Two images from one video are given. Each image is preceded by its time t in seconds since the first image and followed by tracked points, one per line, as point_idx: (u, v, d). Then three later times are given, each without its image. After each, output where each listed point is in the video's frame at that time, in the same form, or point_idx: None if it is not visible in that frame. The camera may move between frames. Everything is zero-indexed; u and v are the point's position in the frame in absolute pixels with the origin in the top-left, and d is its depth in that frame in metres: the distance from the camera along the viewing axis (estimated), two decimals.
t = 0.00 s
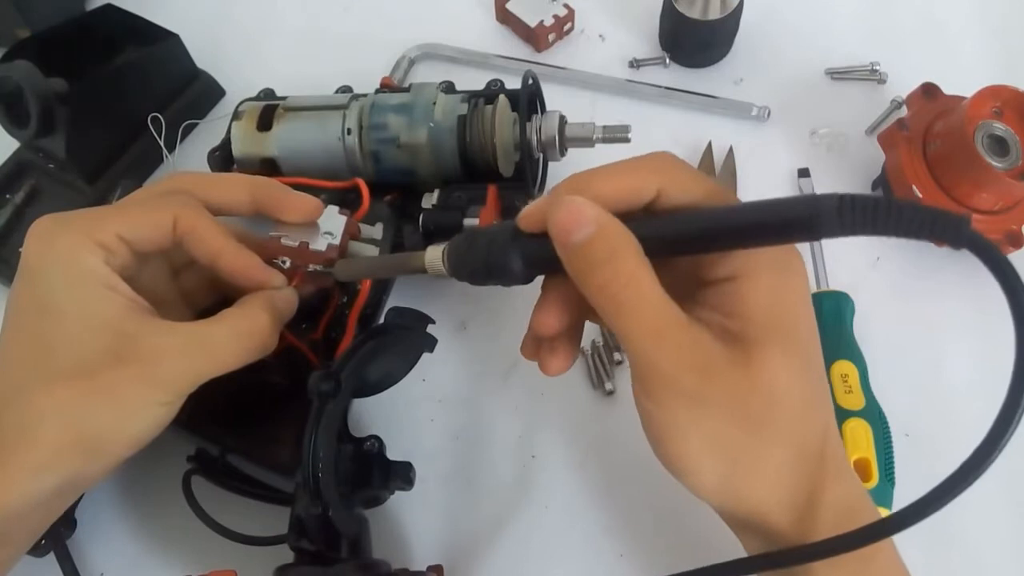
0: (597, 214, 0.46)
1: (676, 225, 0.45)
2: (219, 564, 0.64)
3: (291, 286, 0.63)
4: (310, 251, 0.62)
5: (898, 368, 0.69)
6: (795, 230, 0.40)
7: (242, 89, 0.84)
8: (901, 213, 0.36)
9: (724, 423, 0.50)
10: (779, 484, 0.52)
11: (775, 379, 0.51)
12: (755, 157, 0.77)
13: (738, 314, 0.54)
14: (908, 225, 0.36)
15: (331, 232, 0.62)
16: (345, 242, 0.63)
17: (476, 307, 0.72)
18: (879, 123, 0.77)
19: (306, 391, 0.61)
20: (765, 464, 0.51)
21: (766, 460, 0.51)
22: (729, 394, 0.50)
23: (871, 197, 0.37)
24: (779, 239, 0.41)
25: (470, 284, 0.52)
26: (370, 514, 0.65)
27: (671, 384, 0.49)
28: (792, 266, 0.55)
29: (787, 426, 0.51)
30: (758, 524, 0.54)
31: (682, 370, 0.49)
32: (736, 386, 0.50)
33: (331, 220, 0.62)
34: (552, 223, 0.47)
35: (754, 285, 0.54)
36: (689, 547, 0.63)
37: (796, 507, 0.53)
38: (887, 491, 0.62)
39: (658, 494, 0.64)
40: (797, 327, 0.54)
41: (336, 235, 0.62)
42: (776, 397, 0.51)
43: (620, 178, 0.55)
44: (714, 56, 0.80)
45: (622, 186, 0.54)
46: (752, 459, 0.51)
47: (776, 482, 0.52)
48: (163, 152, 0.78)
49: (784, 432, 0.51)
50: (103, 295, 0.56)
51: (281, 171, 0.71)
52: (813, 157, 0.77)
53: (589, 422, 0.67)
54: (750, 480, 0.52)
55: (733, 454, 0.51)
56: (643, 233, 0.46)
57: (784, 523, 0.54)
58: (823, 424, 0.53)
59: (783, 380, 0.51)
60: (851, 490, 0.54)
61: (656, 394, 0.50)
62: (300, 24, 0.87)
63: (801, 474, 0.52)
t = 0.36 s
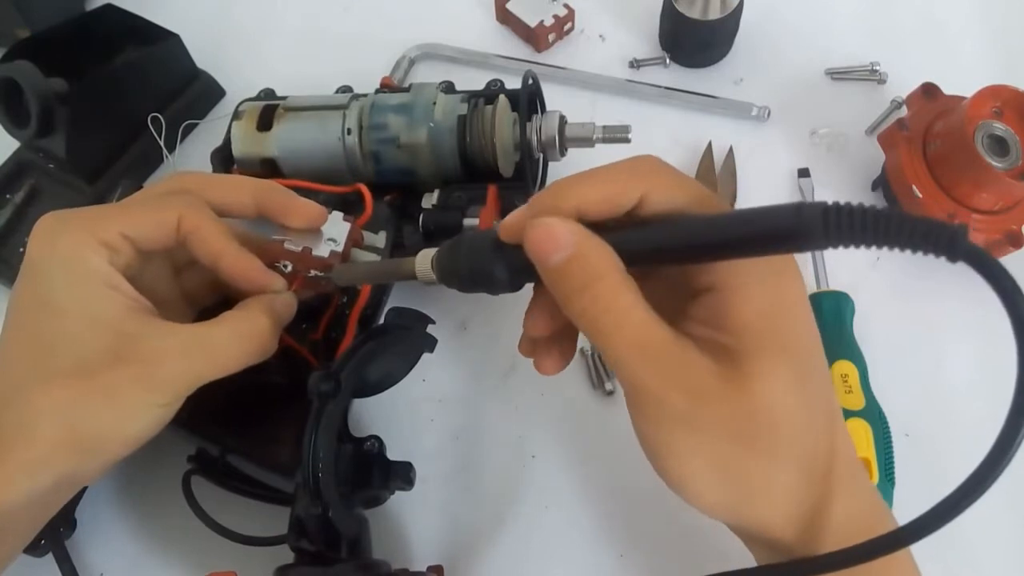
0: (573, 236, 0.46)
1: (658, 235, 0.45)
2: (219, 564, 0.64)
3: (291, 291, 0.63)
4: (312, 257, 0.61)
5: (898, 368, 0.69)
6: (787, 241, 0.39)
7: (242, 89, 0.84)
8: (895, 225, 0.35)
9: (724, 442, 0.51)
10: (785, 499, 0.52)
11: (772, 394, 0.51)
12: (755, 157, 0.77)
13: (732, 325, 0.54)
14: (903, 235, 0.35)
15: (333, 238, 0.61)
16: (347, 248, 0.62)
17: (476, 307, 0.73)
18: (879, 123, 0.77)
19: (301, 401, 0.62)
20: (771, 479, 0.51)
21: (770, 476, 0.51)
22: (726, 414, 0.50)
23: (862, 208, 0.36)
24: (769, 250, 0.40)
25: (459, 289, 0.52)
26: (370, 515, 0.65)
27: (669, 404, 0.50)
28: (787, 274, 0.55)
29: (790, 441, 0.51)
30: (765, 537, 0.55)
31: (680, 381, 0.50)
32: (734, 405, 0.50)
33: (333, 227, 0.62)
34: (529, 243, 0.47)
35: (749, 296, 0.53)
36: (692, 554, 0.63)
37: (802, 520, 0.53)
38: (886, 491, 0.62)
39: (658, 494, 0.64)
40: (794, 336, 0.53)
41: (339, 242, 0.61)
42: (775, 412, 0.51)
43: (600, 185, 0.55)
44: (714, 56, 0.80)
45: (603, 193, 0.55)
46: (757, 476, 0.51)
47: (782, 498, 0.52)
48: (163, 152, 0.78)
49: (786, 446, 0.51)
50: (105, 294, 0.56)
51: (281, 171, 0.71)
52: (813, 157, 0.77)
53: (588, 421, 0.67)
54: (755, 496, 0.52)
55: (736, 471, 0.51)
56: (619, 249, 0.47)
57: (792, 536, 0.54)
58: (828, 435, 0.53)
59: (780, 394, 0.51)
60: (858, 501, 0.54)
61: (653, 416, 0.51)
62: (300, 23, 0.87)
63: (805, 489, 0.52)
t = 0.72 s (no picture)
0: (604, 219, 0.47)
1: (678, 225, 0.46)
2: (219, 564, 0.64)
3: (291, 292, 0.63)
4: (311, 258, 0.61)
5: (898, 368, 0.69)
6: (802, 236, 0.39)
7: (242, 89, 0.84)
8: (913, 221, 0.35)
9: (737, 438, 0.50)
10: (793, 496, 0.52)
11: (786, 390, 0.51)
12: (755, 157, 0.77)
13: (748, 320, 0.53)
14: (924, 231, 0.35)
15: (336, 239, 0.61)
16: (348, 249, 0.62)
17: (476, 306, 0.73)
18: (879, 123, 0.77)
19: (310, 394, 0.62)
20: (779, 477, 0.51)
21: (779, 473, 0.51)
22: (742, 408, 0.50)
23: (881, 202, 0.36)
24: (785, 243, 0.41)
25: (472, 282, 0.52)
26: (370, 515, 0.65)
27: (684, 398, 0.49)
28: (805, 270, 0.54)
29: (800, 438, 0.51)
30: (769, 535, 0.55)
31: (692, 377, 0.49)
32: (748, 400, 0.50)
33: (333, 228, 0.62)
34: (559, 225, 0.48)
35: (766, 292, 0.53)
36: (695, 553, 0.63)
37: (809, 518, 0.53)
38: (886, 491, 0.62)
39: (658, 494, 0.65)
40: (808, 334, 0.53)
41: (339, 243, 0.61)
42: (788, 408, 0.51)
43: (631, 176, 0.56)
44: (714, 56, 0.80)
45: (631, 185, 0.55)
46: (766, 473, 0.51)
47: (790, 495, 0.52)
48: (163, 152, 0.78)
49: (797, 443, 0.51)
50: (105, 295, 0.56)
51: (281, 171, 0.71)
52: (813, 157, 0.77)
53: (588, 421, 0.67)
54: (764, 494, 0.51)
55: (746, 468, 0.51)
56: (650, 235, 0.47)
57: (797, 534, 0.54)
58: (837, 433, 0.53)
59: (795, 390, 0.51)
60: (864, 500, 0.54)
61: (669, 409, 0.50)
62: (299, 23, 0.87)
63: (813, 486, 0.53)
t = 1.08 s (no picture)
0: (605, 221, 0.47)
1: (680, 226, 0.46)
2: (219, 564, 0.64)
3: (291, 292, 0.63)
4: (311, 258, 0.61)
5: (899, 368, 0.69)
6: (807, 239, 0.39)
7: (242, 89, 0.84)
8: (920, 226, 0.36)
9: (738, 441, 0.50)
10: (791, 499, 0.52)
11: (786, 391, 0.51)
12: (755, 157, 0.77)
13: (745, 325, 0.54)
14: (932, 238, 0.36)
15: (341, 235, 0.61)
16: (347, 249, 0.62)
17: (476, 306, 0.73)
18: (879, 123, 0.77)
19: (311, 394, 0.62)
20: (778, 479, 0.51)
21: (778, 475, 0.51)
22: (742, 410, 0.50)
23: (883, 207, 0.37)
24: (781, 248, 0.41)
25: (473, 288, 0.52)
26: (370, 515, 0.65)
27: (685, 397, 0.49)
28: (804, 274, 0.55)
29: (799, 441, 0.51)
30: (766, 538, 0.55)
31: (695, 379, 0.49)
32: (748, 401, 0.50)
33: (332, 228, 0.62)
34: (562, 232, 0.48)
35: (764, 295, 0.54)
36: (693, 554, 0.63)
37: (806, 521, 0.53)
38: (887, 491, 0.62)
39: (657, 495, 0.64)
40: (807, 337, 0.53)
41: (338, 243, 0.61)
42: (789, 409, 0.51)
43: (632, 179, 0.56)
44: (714, 55, 0.80)
45: (632, 187, 0.56)
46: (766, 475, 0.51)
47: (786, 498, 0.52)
48: (163, 152, 0.78)
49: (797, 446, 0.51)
50: (105, 295, 0.56)
51: (281, 171, 0.71)
52: (813, 157, 0.77)
53: (588, 421, 0.67)
54: (763, 497, 0.51)
55: (746, 472, 0.50)
56: (651, 238, 0.47)
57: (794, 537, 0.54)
58: (834, 436, 0.53)
59: (794, 392, 0.51)
60: (861, 504, 0.54)
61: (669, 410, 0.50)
62: (299, 23, 0.87)
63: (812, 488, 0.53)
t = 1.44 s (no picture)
0: (590, 229, 0.46)
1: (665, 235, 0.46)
2: (220, 564, 0.64)
3: (291, 291, 0.63)
4: (311, 258, 0.61)
5: (898, 368, 0.69)
6: (791, 249, 0.39)
7: (242, 89, 0.84)
8: (902, 235, 0.35)
9: (727, 445, 0.50)
10: (782, 504, 0.52)
11: (776, 397, 0.51)
12: (755, 157, 0.77)
13: (732, 331, 0.54)
14: (912, 245, 0.35)
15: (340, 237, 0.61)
16: (347, 250, 0.62)
17: (476, 306, 0.73)
18: (879, 123, 0.77)
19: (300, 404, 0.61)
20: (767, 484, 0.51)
21: (768, 480, 0.51)
22: (731, 417, 0.50)
23: (864, 217, 0.37)
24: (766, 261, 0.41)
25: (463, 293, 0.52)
26: (370, 515, 0.65)
27: (672, 403, 0.49)
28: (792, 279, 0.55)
29: (790, 446, 0.51)
30: (759, 542, 0.55)
31: (680, 382, 0.49)
32: (737, 407, 0.50)
33: (333, 229, 0.62)
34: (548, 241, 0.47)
35: (755, 302, 0.54)
36: (692, 556, 0.63)
37: (798, 525, 0.53)
38: (887, 491, 0.62)
39: (657, 495, 0.64)
40: (795, 343, 0.53)
41: (339, 243, 0.62)
42: (778, 416, 0.51)
43: (614, 188, 0.56)
44: (714, 55, 0.80)
45: (615, 197, 0.56)
46: (755, 480, 0.51)
47: (778, 502, 0.52)
48: (163, 152, 0.78)
49: (786, 452, 0.51)
50: (105, 295, 0.56)
51: (281, 171, 0.71)
52: (813, 157, 0.77)
53: (588, 421, 0.67)
54: (753, 501, 0.52)
55: (735, 475, 0.51)
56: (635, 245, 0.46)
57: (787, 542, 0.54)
58: (825, 442, 0.53)
59: (785, 398, 0.51)
60: (853, 509, 0.54)
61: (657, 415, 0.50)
62: (300, 23, 0.87)
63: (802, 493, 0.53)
